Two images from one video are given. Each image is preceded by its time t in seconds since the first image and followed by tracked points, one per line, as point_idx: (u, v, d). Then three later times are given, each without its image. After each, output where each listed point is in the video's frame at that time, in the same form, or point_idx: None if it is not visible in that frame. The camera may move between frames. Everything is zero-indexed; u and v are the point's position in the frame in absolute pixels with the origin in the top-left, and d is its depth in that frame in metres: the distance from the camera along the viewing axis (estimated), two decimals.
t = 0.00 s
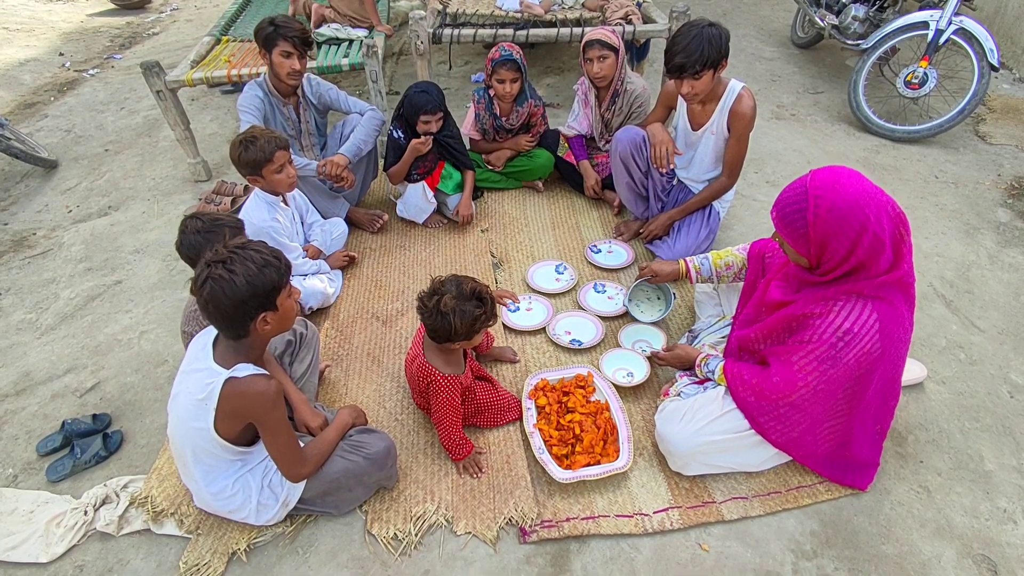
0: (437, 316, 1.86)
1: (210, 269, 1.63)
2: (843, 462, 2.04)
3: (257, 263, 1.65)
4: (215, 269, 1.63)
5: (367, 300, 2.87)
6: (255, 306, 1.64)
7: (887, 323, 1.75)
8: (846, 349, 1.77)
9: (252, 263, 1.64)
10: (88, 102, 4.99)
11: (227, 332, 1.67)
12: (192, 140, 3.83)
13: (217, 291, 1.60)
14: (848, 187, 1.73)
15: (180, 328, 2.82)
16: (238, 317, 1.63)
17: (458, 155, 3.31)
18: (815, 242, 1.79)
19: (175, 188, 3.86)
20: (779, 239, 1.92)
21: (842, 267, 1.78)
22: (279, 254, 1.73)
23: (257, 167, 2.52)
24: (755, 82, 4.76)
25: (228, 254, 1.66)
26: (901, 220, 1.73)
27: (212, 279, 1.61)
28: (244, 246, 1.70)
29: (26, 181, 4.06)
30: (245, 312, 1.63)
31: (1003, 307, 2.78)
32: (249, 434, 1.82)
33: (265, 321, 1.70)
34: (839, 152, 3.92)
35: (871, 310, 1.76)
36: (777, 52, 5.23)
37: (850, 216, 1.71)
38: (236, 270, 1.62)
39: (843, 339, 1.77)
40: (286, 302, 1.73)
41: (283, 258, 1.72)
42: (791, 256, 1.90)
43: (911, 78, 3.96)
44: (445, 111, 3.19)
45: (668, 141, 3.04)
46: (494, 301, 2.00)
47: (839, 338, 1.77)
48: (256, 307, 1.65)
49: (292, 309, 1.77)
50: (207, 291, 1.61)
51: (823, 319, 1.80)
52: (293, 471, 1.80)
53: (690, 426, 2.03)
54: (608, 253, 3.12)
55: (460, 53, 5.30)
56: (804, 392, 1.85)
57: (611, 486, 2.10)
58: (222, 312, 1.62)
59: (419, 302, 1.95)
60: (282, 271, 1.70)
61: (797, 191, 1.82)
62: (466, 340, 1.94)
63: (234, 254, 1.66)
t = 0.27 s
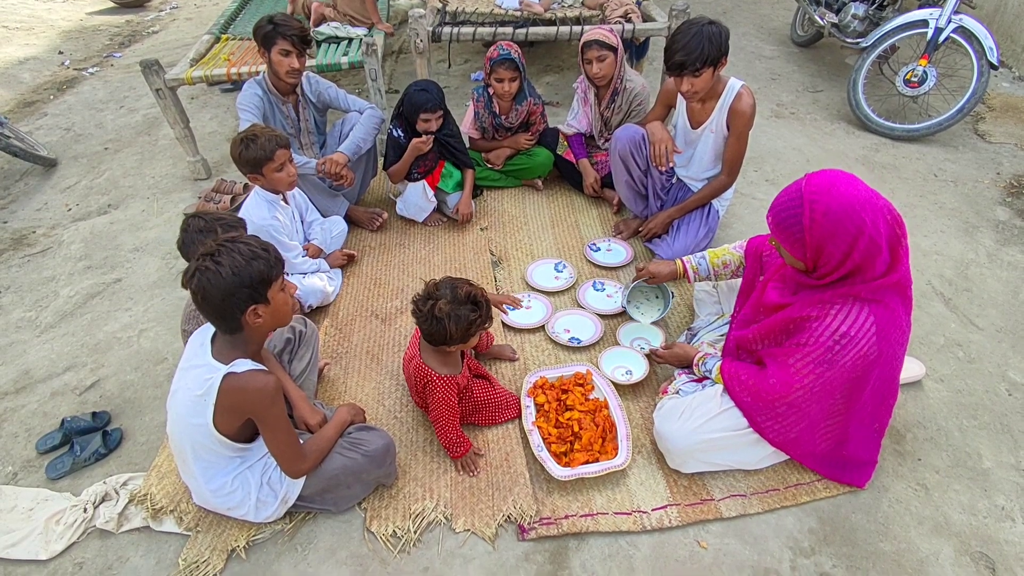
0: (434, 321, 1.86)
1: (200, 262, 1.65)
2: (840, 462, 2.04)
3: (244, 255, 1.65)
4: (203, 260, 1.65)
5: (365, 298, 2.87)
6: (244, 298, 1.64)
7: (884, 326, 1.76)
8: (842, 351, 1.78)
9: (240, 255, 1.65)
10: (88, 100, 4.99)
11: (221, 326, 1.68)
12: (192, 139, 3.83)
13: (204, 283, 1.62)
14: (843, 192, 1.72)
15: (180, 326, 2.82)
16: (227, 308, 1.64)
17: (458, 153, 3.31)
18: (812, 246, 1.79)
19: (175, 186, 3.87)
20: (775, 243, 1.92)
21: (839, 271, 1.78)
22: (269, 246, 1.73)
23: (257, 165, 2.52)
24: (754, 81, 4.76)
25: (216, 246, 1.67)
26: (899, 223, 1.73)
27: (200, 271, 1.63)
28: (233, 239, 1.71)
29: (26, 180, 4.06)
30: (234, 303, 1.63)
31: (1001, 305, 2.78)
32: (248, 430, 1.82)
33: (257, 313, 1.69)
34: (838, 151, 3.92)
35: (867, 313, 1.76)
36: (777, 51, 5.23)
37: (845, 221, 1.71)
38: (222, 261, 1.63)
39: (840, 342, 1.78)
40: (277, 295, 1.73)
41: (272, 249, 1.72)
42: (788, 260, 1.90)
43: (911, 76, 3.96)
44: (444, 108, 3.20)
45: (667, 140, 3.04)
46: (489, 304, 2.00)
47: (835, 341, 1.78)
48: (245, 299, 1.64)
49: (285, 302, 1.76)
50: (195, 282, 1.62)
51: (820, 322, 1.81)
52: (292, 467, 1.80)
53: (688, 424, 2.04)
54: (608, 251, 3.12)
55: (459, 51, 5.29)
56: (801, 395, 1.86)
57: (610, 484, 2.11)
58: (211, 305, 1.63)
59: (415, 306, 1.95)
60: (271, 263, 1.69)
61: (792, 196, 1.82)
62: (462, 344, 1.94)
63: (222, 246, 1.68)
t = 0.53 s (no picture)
0: (433, 320, 1.86)
1: (193, 260, 1.66)
2: (839, 461, 2.05)
3: (236, 253, 1.66)
4: (196, 258, 1.65)
5: (365, 297, 2.87)
6: (237, 296, 1.64)
7: (883, 326, 1.76)
8: (842, 352, 1.78)
9: (231, 253, 1.65)
10: (87, 100, 4.99)
11: (217, 324, 1.69)
12: (192, 138, 3.83)
13: (196, 280, 1.62)
14: (843, 194, 1.72)
15: (180, 324, 2.82)
16: (219, 306, 1.64)
17: (458, 152, 3.32)
18: (811, 248, 1.79)
19: (175, 185, 3.87)
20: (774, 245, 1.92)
21: (838, 273, 1.79)
22: (261, 243, 1.73)
23: (257, 164, 2.52)
24: (754, 80, 4.76)
25: (209, 245, 1.68)
26: (898, 224, 1.74)
27: (193, 269, 1.63)
28: (227, 237, 1.72)
29: (26, 179, 4.06)
30: (227, 301, 1.64)
31: (1000, 304, 2.79)
32: (247, 427, 1.83)
33: (251, 311, 1.69)
34: (838, 150, 3.93)
35: (866, 315, 1.77)
36: (777, 50, 5.23)
37: (845, 223, 1.71)
38: (215, 260, 1.64)
39: (839, 343, 1.78)
40: (272, 293, 1.73)
41: (265, 247, 1.72)
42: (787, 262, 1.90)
43: (910, 75, 3.96)
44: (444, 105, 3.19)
45: (667, 139, 3.04)
46: (489, 303, 2.01)
47: (835, 343, 1.78)
48: (238, 297, 1.64)
49: (280, 300, 1.77)
50: (187, 280, 1.63)
51: (819, 324, 1.81)
52: (292, 464, 1.81)
53: (687, 422, 2.04)
54: (607, 250, 3.12)
55: (459, 50, 5.29)
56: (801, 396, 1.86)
57: (609, 482, 2.11)
58: (204, 303, 1.63)
59: (414, 305, 1.95)
60: (264, 260, 1.69)
61: (790, 199, 1.82)
62: (462, 342, 1.95)
63: (215, 244, 1.68)
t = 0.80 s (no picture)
0: (436, 316, 1.86)
1: (189, 260, 1.66)
2: (838, 460, 2.05)
3: (231, 253, 1.66)
4: (191, 258, 1.66)
5: (365, 296, 2.87)
6: (233, 296, 1.64)
7: (882, 327, 1.77)
8: (841, 353, 1.78)
9: (226, 253, 1.65)
10: (87, 98, 4.99)
11: (213, 324, 1.70)
12: (192, 137, 3.83)
13: (191, 280, 1.63)
14: (842, 195, 1.72)
15: (180, 323, 2.82)
16: (214, 306, 1.65)
17: (458, 151, 3.32)
18: (810, 249, 1.79)
19: (175, 184, 3.87)
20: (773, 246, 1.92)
21: (838, 274, 1.79)
22: (257, 243, 1.73)
23: (257, 163, 2.52)
24: (754, 79, 4.76)
25: (204, 245, 1.68)
26: (898, 224, 1.74)
27: (188, 269, 1.64)
28: (223, 236, 1.72)
29: (26, 178, 4.06)
30: (222, 301, 1.64)
31: (1000, 302, 2.79)
32: (246, 426, 1.83)
33: (247, 311, 1.70)
34: (838, 148, 3.92)
35: (866, 315, 1.77)
36: (777, 49, 5.22)
37: (844, 224, 1.71)
38: (209, 260, 1.64)
39: (839, 344, 1.78)
40: (268, 293, 1.73)
41: (260, 247, 1.72)
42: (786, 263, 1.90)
43: (911, 74, 3.95)
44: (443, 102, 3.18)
45: (666, 138, 3.04)
46: (491, 300, 2.01)
47: (834, 343, 1.78)
48: (234, 298, 1.65)
49: (276, 300, 1.77)
50: (183, 280, 1.64)
51: (819, 324, 1.81)
52: (291, 462, 1.81)
53: (687, 420, 2.04)
54: (607, 249, 3.12)
55: (459, 49, 5.29)
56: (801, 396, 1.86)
57: (609, 480, 2.11)
58: (200, 303, 1.64)
59: (416, 303, 1.95)
60: (259, 261, 1.69)
61: (790, 200, 1.82)
62: (464, 339, 1.95)
63: (210, 244, 1.68)
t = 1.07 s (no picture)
0: (438, 315, 1.86)
1: (188, 262, 1.66)
2: (838, 460, 2.05)
3: (230, 256, 1.66)
4: (190, 259, 1.66)
5: (365, 296, 2.87)
6: (231, 299, 1.64)
7: (882, 327, 1.76)
8: (842, 354, 1.78)
9: (225, 255, 1.65)
10: (87, 98, 4.99)
11: (212, 325, 1.70)
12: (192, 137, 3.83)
13: (189, 282, 1.63)
14: (842, 196, 1.73)
15: (180, 323, 2.82)
16: (213, 309, 1.65)
17: (457, 151, 3.32)
18: (811, 250, 1.79)
19: (175, 184, 3.87)
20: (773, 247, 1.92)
21: (839, 274, 1.79)
22: (256, 245, 1.73)
23: (257, 163, 2.52)
24: (754, 79, 4.75)
25: (203, 246, 1.68)
26: (898, 224, 1.74)
27: (187, 271, 1.64)
28: (222, 238, 1.72)
29: (26, 178, 4.06)
30: (221, 304, 1.64)
31: (999, 303, 2.79)
32: (245, 427, 1.83)
33: (246, 313, 1.70)
34: (838, 148, 3.92)
35: (867, 316, 1.77)
36: (777, 49, 5.22)
37: (844, 224, 1.71)
38: (208, 262, 1.64)
39: (840, 345, 1.78)
40: (267, 295, 1.73)
41: (259, 249, 1.72)
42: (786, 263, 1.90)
43: (910, 74, 3.95)
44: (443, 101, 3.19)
45: (666, 138, 3.04)
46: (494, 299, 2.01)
47: (835, 344, 1.78)
48: (232, 300, 1.65)
49: (275, 302, 1.77)
50: (182, 281, 1.64)
51: (820, 325, 1.81)
52: (290, 462, 1.81)
53: (686, 421, 2.04)
54: (607, 249, 3.12)
55: (458, 49, 5.29)
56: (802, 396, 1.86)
57: (608, 481, 2.11)
58: (199, 305, 1.64)
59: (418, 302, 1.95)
60: (258, 263, 1.69)
61: (790, 201, 1.82)
62: (465, 338, 1.95)
63: (209, 246, 1.68)
